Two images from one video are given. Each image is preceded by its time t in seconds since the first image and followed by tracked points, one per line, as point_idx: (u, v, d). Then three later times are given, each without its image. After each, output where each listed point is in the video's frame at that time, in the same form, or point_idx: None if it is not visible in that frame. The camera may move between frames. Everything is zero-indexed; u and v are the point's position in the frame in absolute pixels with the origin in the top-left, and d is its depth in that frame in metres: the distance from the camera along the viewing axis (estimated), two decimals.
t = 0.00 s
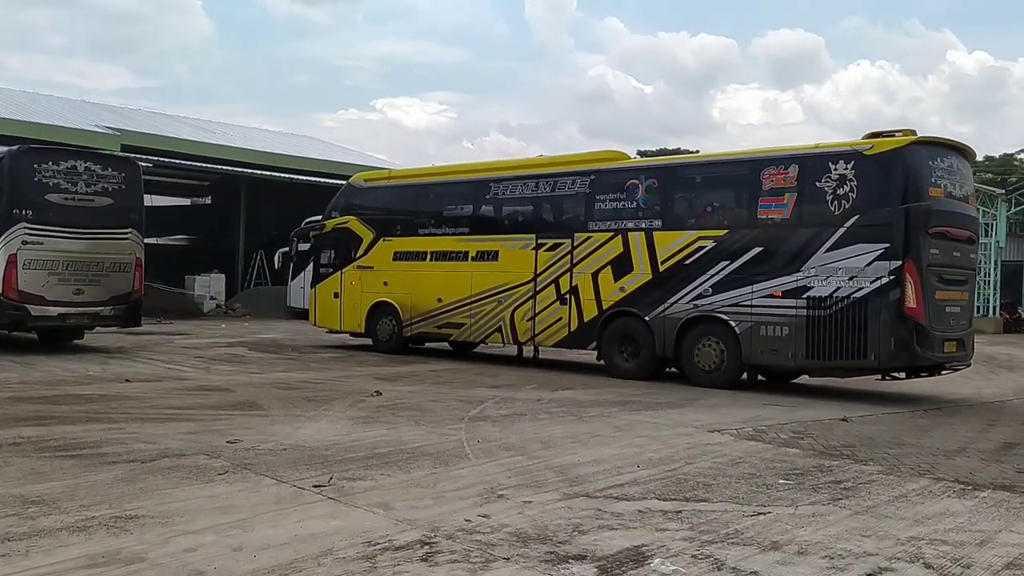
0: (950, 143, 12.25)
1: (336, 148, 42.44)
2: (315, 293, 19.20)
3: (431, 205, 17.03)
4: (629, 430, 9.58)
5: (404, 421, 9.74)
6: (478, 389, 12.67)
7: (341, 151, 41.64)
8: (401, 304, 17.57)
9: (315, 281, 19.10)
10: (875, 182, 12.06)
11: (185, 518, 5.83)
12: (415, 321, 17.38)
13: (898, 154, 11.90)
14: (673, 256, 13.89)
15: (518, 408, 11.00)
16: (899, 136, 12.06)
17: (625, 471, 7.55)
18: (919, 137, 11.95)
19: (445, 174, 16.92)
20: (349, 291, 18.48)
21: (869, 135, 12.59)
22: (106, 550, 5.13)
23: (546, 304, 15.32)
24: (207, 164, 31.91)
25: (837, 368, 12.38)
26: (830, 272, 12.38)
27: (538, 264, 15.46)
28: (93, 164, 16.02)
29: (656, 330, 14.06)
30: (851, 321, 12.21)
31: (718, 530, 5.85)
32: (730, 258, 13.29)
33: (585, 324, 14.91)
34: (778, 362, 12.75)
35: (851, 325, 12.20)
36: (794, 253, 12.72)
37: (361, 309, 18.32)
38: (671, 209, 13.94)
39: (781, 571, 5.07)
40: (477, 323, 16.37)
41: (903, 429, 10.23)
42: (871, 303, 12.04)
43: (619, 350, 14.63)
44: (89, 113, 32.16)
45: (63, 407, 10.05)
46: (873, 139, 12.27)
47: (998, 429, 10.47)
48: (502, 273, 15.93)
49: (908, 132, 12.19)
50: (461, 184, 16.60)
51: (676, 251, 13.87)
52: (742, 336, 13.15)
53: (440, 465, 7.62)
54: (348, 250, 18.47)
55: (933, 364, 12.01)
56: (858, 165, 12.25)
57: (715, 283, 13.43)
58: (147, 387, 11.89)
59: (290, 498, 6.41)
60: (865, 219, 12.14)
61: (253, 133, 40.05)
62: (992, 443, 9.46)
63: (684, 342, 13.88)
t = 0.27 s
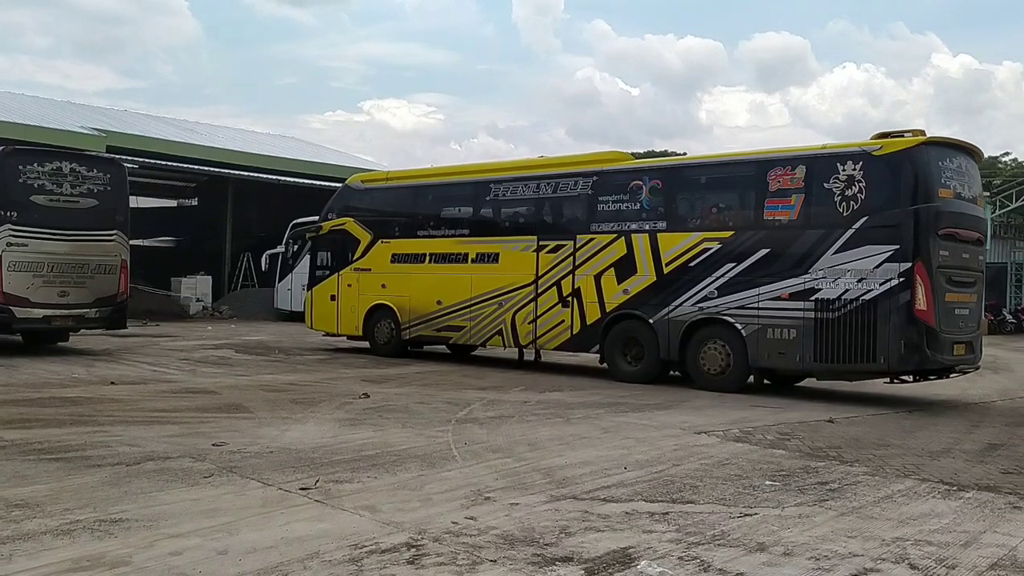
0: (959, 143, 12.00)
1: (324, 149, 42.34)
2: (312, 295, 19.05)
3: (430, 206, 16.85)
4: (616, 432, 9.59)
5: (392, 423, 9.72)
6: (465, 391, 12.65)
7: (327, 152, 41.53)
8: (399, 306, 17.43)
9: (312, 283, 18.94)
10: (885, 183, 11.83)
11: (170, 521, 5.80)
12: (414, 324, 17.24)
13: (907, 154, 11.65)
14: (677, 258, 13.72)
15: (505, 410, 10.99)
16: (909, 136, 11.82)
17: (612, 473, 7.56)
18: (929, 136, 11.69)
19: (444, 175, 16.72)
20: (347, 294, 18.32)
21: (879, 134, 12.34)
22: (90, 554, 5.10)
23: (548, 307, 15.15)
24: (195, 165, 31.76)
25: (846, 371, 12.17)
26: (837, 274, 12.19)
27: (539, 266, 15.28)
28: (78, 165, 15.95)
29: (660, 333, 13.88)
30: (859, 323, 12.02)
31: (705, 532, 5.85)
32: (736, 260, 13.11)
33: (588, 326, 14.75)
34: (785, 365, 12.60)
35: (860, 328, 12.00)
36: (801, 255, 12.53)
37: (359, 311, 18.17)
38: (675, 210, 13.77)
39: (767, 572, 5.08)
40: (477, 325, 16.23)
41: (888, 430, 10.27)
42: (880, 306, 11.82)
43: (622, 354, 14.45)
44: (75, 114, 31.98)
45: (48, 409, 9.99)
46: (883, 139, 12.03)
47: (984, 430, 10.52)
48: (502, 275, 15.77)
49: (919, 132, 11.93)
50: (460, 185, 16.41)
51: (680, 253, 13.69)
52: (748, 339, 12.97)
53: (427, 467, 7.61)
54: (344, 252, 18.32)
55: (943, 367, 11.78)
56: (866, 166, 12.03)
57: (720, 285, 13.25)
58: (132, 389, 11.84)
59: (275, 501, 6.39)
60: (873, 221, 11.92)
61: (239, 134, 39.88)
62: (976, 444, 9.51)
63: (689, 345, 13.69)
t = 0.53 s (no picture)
0: (959, 143, 11.86)
1: (304, 149, 42.18)
2: (301, 296, 18.85)
3: (423, 206, 16.69)
4: (597, 432, 9.61)
5: (372, 424, 9.70)
6: (447, 392, 12.63)
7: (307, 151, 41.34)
8: (391, 307, 17.24)
9: (302, 284, 18.76)
10: (885, 183, 11.69)
11: (148, 523, 5.76)
12: (406, 325, 17.06)
13: (907, 154, 11.52)
14: (675, 258, 13.55)
15: (486, 410, 10.99)
16: (909, 135, 11.69)
17: (592, 473, 7.58)
18: (929, 136, 11.56)
19: (437, 174, 16.54)
20: (337, 294, 18.13)
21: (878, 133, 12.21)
22: (67, 556, 5.06)
23: (542, 307, 14.97)
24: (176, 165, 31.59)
25: (846, 372, 12.00)
26: (837, 274, 12.03)
27: (534, 266, 15.09)
28: (55, 164, 15.85)
29: (657, 334, 13.71)
30: (859, 324, 11.86)
31: (685, 531, 5.88)
32: (734, 261, 12.96)
33: (583, 327, 14.56)
34: (784, 366, 12.44)
35: (860, 329, 11.84)
36: (800, 255, 12.38)
37: (349, 312, 17.96)
38: (671, 210, 13.60)
39: (746, 571, 5.11)
40: (470, 327, 16.05)
41: (866, 429, 10.35)
42: (880, 307, 11.65)
43: (618, 355, 14.27)
44: (52, 113, 31.69)
45: (24, 411, 9.90)
46: (882, 138, 11.91)
47: (961, 429, 10.61)
48: (496, 276, 15.61)
49: (919, 131, 11.80)
50: (453, 184, 16.24)
51: (677, 253, 13.53)
52: (747, 340, 12.81)
53: (408, 467, 7.60)
54: (334, 252, 18.16)
55: (944, 368, 11.61)
56: (866, 166, 11.89)
57: (718, 285, 13.08)
58: (110, 390, 11.75)
59: (255, 502, 6.36)
60: (873, 220, 11.77)
61: (218, 134, 39.66)
62: (953, 443, 9.60)
63: (686, 346, 13.52)
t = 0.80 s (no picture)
0: (953, 142, 11.81)
1: (279, 148, 41.93)
2: (285, 296, 18.46)
3: (409, 205, 16.42)
4: (572, 431, 9.62)
5: (347, 424, 9.65)
6: (422, 392, 12.58)
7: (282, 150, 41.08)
8: (377, 308, 16.93)
9: (285, 284, 18.41)
10: (880, 182, 11.61)
11: (119, 525, 5.70)
12: (393, 325, 16.75)
13: (903, 154, 11.44)
14: (667, 258, 13.36)
15: (462, 410, 10.97)
16: (904, 134, 11.61)
17: (567, 472, 7.59)
18: (924, 135, 11.49)
19: (423, 173, 16.28)
20: (323, 295, 17.76)
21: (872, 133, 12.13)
22: (36, 559, 4.99)
23: (532, 308, 14.74)
24: (153, 166, 31.39)
25: (841, 374, 11.92)
26: (832, 275, 11.91)
27: (524, 265, 14.86)
28: (25, 163, 15.66)
29: (650, 335, 13.54)
30: (854, 324, 11.77)
31: (660, 529, 5.90)
32: (727, 261, 12.80)
33: (573, 328, 14.36)
34: (778, 367, 12.32)
35: (854, 329, 11.75)
36: (794, 255, 12.24)
37: (335, 313, 17.61)
38: (664, 209, 13.43)
39: (721, 569, 5.13)
40: (459, 327, 15.75)
41: (838, 428, 10.44)
42: (875, 308, 11.58)
43: (610, 356, 14.13)
44: (22, 111, 31.26)
45: None
46: (876, 138, 11.82)
47: (932, 427, 10.73)
48: (485, 276, 15.34)
49: (913, 130, 11.73)
50: (440, 183, 15.98)
51: (670, 253, 13.34)
52: (740, 341, 12.67)
53: (382, 468, 7.57)
54: (320, 252, 17.81)
55: (938, 369, 11.59)
56: (861, 165, 11.79)
57: (712, 286, 12.94)
58: (80, 391, 11.62)
59: (227, 503, 6.31)
60: (868, 220, 11.68)
61: (191, 132, 39.32)
62: (925, 441, 9.71)
63: (679, 347, 13.38)
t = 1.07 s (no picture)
0: (951, 142, 11.68)
1: (255, 147, 41.67)
2: (273, 296, 18.27)
3: (399, 205, 16.26)
4: (550, 431, 9.63)
5: (324, 425, 9.61)
6: (400, 392, 12.54)
7: (258, 149, 40.80)
8: (367, 308, 16.74)
9: (273, 284, 18.22)
10: (878, 182, 11.49)
11: (93, 527, 5.65)
12: (382, 326, 16.57)
13: (900, 154, 11.32)
14: (662, 258, 13.24)
15: (440, 410, 10.94)
16: (901, 134, 11.48)
17: (545, 471, 7.60)
18: (922, 134, 11.36)
19: (414, 172, 16.11)
20: (312, 295, 17.59)
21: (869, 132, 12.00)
22: (7, 562, 4.93)
23: (525, 308, 14.58)
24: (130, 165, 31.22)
25: (838, 375, 11.76)
26: (829, 275, 11.78)
27: (516, 265, 14.70)
28: None
29: (644, 336, 13.40)
30: (850, 325, 11.64)
31: (637, 528, 5.91)
32: (723, 261, 12.67)
33: (567, 329, 14.20)
34: (774, 368, 12.18)
35: (851, 330, 11.61)
36: (790, 256, 12.11)
37: (324, 313, 17.42)
38: (658, 209, 13.30)
39: (698, 567, 5.15)
40: (450, 328, 15.57)
41: (814, 426, 10.52)
42: (873, 308, 11.44)
43: (603, 357, 13.98)
44: None
45: None
46: (873, 137, 11.70)
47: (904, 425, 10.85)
48: (477, 276, 15.16)
49: (911, 130, 11.60)
50: (431, 183, 15.80)
51: (664, 253, 13.22)
52: (736, 342, 12.53)
53: (360, 468, 7.54)
54: (309, 251, 17.64)
55: (935, 370, 11.45)
56: (858, 165, 11.68)
57: (707, 286, 12.80)
58: (53, 392, 11.50)
59: (203, 505, 6.26)
60: (866, 220, 11.55)
61: (167, 131, 39.01)
62: (899, 439, 9.80)
63: (673, 348, 13.24)
